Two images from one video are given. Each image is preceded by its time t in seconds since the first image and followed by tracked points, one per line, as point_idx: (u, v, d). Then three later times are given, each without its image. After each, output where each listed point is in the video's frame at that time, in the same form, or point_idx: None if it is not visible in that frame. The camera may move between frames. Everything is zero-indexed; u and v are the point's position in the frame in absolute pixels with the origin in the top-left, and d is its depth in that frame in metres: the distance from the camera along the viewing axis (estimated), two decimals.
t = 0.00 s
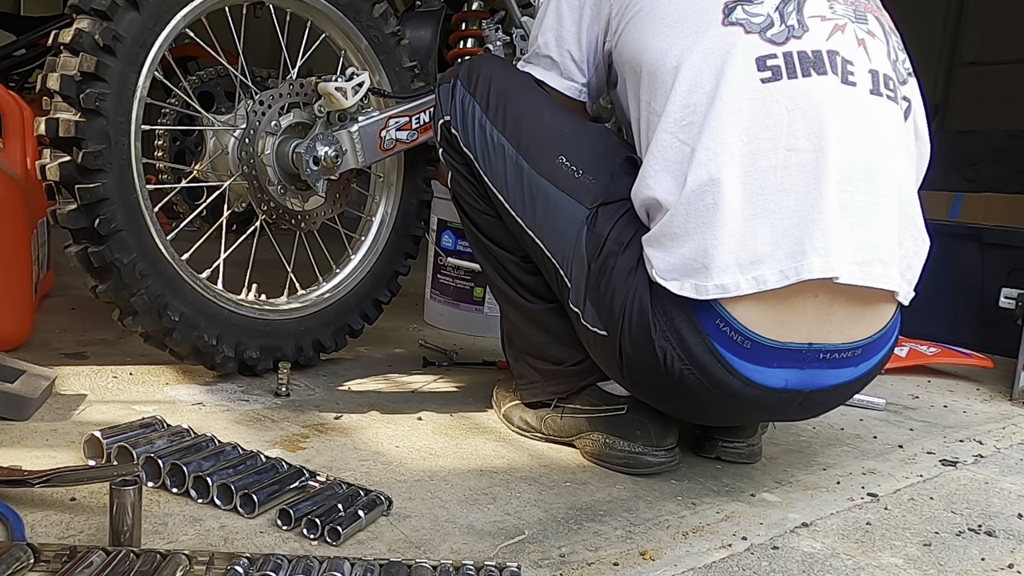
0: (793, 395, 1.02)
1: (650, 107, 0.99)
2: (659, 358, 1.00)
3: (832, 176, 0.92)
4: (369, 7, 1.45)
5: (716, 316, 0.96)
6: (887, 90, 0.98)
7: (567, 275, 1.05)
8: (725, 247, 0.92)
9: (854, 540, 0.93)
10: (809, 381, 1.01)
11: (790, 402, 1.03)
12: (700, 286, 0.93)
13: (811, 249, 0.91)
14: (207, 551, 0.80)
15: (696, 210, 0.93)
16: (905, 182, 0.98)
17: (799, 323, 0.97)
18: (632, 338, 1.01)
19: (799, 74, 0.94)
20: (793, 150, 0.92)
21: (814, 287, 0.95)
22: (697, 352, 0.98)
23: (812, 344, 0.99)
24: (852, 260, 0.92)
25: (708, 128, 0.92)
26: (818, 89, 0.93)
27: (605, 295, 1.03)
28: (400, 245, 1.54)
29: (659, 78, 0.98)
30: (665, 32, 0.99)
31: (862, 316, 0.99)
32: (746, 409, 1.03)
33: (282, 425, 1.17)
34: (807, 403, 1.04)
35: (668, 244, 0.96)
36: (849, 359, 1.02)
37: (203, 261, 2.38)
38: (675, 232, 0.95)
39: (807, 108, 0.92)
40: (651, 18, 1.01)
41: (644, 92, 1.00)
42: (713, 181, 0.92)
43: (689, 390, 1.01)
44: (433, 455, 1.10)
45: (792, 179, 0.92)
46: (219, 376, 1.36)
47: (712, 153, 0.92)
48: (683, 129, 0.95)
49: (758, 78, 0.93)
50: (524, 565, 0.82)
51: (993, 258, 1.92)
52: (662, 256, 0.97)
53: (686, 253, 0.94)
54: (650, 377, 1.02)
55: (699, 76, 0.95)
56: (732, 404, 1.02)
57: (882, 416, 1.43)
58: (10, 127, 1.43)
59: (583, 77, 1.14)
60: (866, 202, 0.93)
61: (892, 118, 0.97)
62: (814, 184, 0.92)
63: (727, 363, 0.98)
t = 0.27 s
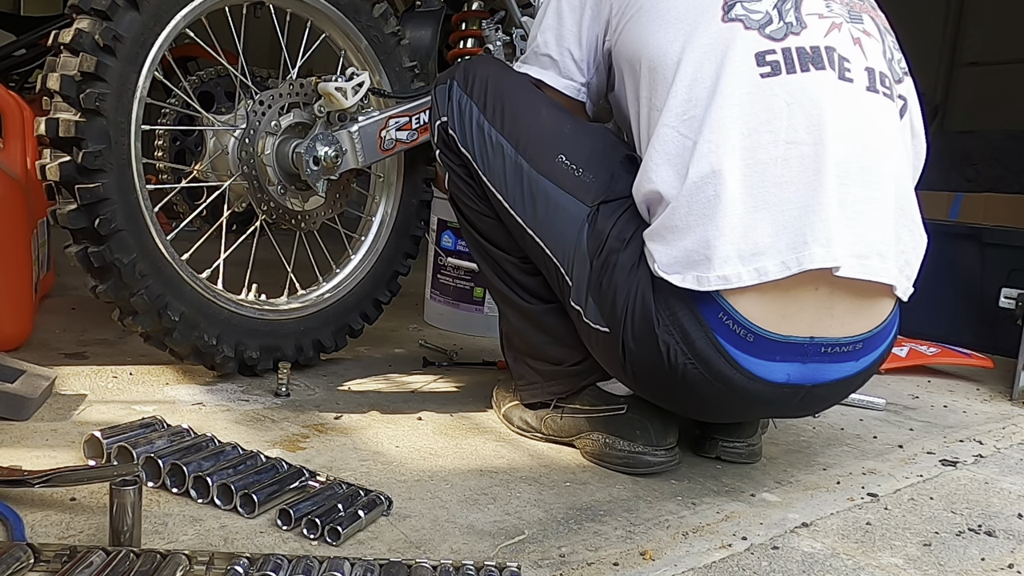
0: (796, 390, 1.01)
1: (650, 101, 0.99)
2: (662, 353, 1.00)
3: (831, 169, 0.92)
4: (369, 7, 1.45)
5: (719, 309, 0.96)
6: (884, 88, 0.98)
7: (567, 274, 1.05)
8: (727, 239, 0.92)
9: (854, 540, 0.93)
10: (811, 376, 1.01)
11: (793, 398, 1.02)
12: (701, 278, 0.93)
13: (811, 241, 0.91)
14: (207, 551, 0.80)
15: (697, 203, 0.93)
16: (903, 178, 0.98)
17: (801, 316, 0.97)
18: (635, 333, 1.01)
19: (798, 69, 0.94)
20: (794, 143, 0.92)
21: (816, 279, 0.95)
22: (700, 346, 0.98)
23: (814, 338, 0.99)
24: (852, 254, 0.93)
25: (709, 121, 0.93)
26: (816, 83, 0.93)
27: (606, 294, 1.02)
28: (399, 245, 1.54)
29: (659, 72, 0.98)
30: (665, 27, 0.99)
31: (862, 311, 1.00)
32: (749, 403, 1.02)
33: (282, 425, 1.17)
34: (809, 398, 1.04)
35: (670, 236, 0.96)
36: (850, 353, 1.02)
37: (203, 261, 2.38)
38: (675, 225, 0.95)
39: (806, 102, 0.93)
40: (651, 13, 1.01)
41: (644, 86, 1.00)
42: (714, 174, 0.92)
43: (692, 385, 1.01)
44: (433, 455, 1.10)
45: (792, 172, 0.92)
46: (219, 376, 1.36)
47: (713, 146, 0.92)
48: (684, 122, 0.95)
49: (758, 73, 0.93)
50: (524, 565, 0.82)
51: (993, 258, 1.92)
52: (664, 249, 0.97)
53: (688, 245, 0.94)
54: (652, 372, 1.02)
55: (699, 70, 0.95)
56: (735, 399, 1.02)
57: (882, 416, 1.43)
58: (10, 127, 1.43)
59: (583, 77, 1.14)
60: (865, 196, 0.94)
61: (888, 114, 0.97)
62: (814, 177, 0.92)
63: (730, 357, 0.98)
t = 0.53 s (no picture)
0: (792, 382, 1.01)
1: (643, 94, 0.99)
2: (658, 349, 1.00)
3: (822, 162, 0.92)
4: (369, 7, 1.45)
5: (712, 303, 0.96)
6: (875, 87, 0.99)
7: (560, 275, 1.05)
8: (716, 229, 0.92)
9: (854, 540, 0.93)
10: (807, 368, 1.01)
11: (789, 390, 1.02)
12: (689, 267, 0.93)
13: (800, 233, 0.91)
14: (207, 551, 0.80)
15: (688, 193, 0.93)
16: (893, 177, 0.98)
17: (794, 309, 0.97)
18: (630, 330, 1.01)
19: (790, 63, 0.94)
20: (785, 135, 0.92)
21: (807, 271, 0.95)
22: (695, 340, 0.98)
23: (808, 330, 0.99)
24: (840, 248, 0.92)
25: (701, 111, 0.93)
26: (807, 77, 0.94)
27: (601, 294, 1.02)
28: (398, 246, 1.54)
29: (652, 65, 0.98)
30: (660, 19, 0.99)
31: (856, 302, 0.99)
32: (745, 397, 1.02)
33: (282, 425, 1.17)
34: (807, 390, 1.03)
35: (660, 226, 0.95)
36: (846, 344, 1.02)
37: (203, 261, 2.38)
38: (666, 215, 0.94)
39: (798, 95, 0.93)
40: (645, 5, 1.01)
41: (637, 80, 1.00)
42: (705, 163, 0.92)
43: (690, 380, 1.01)
44: (433, 455, 1.10)
45: (783, 163, 0.92)
46: (219, 376, 1.36)
47: (705, 136, 0.92)
48: (677, 113, 0.95)
49: (750, 66, 0.94)
50: (524, 565, 0.82)
51: (993, 257, 1.92)
52: (653, 240, 0.96)
53: (678, 235, 0.94)
54: (649, 370, 1.02)
55: (693, 62, 0.95)
56: (732, 393, 1.01)
57: (882, 415, 1.43)
58: (10, 127, 1.44)
59: (579, 65, 1.13)
60: (854, 191, 0.94)
61: (879, 113, 0.98)
62: (804, 169, 0.92)
63: (726, 350, 0.98)
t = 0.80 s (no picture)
0: (823, 345, 1.02)
1: (657, 56, 1.00)
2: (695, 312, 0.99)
3: (838, 122, 0.97)
4: (369, 7, 1.45)
5: (745, 258, 0.97)
6: (871, 69, 1.05)
7: (584, 254, 1.03)
8: (745, 180, 0.94)
9: (854, 540, 0.93)
10: (836, 330, 1.02)
11: (819, 355, 1.03)
12: (726, 218, 0.94)
13: (827, 187, 0.95)
14: (207, 551, 0.80)
15: (718, 147, 0.94)
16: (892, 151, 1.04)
17: (824, 266, 0.99)
18: (662, 296, 1.00)
19: (806, 34, 0.99)
20: (808, 95, 0.96)
21: (830, 226, 0.99)
22: (730, 298, 0.98)
23: (839, 289, 1.00)
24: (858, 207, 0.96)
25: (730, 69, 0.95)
26: (820, 49, 0.99)
27: (629, 268, 1.01)
28: (399, 245, 1.55)
29: (664, 29, 0.99)
30: None
31: (873, 264, 1.03)
32: (778, 363, 1.02)
33: (282, 425, 1.17)
34: (833, 355, 1.05)
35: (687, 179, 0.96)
36: (867, 307, 1.04)
37: (203, 261, 2.38)
38: (695, 169, 0.95)
39: (814, 59, 0.97)
40: None
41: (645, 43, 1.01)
42: (735, 118, 0.94)
43: (728, 343, 1.00)
44: (433, 455, 1.10)
45: (807, 121, 0.95)
46: (219, 376, 1.35)
47: (734, 92, 0.94)
48: (703, 72, 0.96)
49: (772, 33, 0.97)
50: (524, 565, 0.82)
51: (993, 257, 1.92)
52: (681, 196, 0.96)
53: (708, 187, 0.95)
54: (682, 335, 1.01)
55: (717, 23, 0.97)
56: (766, 358, 1.01)
57: (882, 415, 1.43)
58: (10, 127, 1.44)
59: (578, 41, 1.11)
60: (866, 157, 0.98)
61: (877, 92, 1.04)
62: (826, 127, 0.96)
63: (764, 307, 0.98)
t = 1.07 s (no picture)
0: (878, 344, 1.08)
1: (736, 39, 1.03)
2: (800, 307, 1.02)
3: (902, 119, 1.03)
4: (369, 7, 1.45)
5: (847, 257, 1.01)
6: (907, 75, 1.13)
7: (670, 244, 1.03)
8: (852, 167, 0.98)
9: (854, 540, 0.93)
10: (891, 329, 1.08)
11: (873, 352, 1.08)
12: (839, 198, 0.98)
13: (898, 177, 1.00)
14: (207, 551, 0.80)
15: (818, 134, 0.99)
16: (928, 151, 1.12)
17: (891, 265, 1.04)
18: (764, 291, 1.01)
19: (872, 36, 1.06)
20: (881, 90, 1.02)
21: (902, 225, 1.04)
22: (832, 295, 1.02)
23: (896, 290, 1.06)
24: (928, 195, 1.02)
25: (822, 57, 1.00)
26: (885, 50, 1.06)
27: (724, 257, 1.01)
28: (399, 245, 1.54)
29: (742, 15, 1.03)
30: None
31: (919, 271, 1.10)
32: (841, 360, 1.07)
33: (282, 425, 1.17)
34: (884, 353, 1.10)
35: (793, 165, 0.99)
36: (910, 310, 1.11)
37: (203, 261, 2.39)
38: (798, 154, 0.99)
39: (882, 60, 1.04)
40: None
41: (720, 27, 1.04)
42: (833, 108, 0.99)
43: (813, 337, 1.04)
44: (433, 455, 1.10)
45: (885, 115, 1.01)
46: (219, 376, 1.35)
47: (826, 79, 0.99)
48: (794, 58, 1.01)
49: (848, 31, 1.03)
50: (524, 565, 0.82)
51: (993, 257, 1.92)
52: (790, 178, 0.99)
53: (821, 171, 0.98)
54: (777, 330, 1.03)
55: (805, 14, 1.02)
56: (834, 353, 1.06)
57: (882, 415, 1.43)
58: (10, 127, 1.44)
59: (611, 22, 1.12)
60: (927, 150, 1.05)
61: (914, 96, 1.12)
62: (896, 122, 1.02)
63: (855, 304, 1.03)
